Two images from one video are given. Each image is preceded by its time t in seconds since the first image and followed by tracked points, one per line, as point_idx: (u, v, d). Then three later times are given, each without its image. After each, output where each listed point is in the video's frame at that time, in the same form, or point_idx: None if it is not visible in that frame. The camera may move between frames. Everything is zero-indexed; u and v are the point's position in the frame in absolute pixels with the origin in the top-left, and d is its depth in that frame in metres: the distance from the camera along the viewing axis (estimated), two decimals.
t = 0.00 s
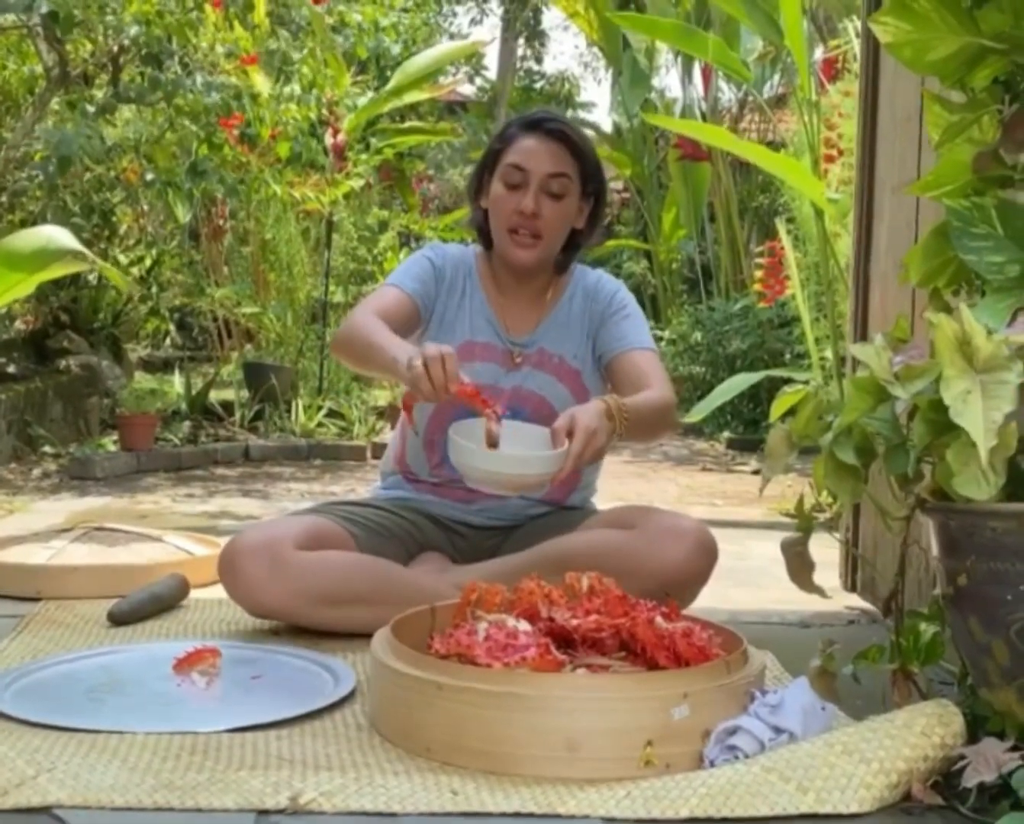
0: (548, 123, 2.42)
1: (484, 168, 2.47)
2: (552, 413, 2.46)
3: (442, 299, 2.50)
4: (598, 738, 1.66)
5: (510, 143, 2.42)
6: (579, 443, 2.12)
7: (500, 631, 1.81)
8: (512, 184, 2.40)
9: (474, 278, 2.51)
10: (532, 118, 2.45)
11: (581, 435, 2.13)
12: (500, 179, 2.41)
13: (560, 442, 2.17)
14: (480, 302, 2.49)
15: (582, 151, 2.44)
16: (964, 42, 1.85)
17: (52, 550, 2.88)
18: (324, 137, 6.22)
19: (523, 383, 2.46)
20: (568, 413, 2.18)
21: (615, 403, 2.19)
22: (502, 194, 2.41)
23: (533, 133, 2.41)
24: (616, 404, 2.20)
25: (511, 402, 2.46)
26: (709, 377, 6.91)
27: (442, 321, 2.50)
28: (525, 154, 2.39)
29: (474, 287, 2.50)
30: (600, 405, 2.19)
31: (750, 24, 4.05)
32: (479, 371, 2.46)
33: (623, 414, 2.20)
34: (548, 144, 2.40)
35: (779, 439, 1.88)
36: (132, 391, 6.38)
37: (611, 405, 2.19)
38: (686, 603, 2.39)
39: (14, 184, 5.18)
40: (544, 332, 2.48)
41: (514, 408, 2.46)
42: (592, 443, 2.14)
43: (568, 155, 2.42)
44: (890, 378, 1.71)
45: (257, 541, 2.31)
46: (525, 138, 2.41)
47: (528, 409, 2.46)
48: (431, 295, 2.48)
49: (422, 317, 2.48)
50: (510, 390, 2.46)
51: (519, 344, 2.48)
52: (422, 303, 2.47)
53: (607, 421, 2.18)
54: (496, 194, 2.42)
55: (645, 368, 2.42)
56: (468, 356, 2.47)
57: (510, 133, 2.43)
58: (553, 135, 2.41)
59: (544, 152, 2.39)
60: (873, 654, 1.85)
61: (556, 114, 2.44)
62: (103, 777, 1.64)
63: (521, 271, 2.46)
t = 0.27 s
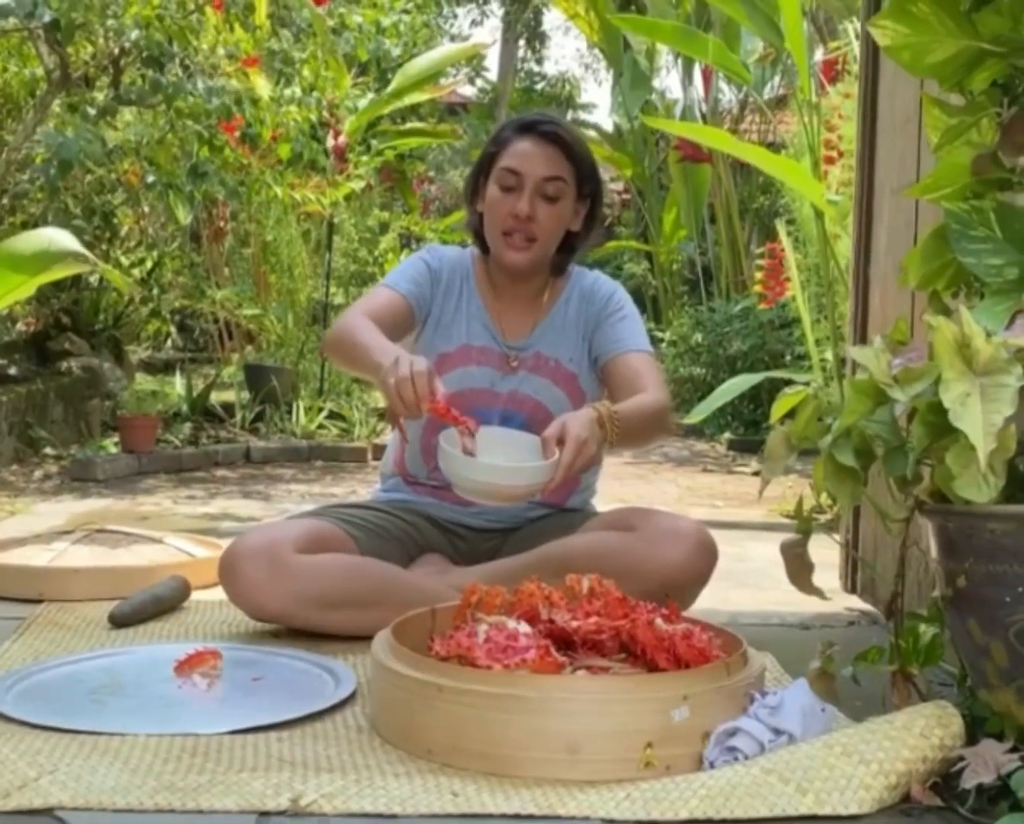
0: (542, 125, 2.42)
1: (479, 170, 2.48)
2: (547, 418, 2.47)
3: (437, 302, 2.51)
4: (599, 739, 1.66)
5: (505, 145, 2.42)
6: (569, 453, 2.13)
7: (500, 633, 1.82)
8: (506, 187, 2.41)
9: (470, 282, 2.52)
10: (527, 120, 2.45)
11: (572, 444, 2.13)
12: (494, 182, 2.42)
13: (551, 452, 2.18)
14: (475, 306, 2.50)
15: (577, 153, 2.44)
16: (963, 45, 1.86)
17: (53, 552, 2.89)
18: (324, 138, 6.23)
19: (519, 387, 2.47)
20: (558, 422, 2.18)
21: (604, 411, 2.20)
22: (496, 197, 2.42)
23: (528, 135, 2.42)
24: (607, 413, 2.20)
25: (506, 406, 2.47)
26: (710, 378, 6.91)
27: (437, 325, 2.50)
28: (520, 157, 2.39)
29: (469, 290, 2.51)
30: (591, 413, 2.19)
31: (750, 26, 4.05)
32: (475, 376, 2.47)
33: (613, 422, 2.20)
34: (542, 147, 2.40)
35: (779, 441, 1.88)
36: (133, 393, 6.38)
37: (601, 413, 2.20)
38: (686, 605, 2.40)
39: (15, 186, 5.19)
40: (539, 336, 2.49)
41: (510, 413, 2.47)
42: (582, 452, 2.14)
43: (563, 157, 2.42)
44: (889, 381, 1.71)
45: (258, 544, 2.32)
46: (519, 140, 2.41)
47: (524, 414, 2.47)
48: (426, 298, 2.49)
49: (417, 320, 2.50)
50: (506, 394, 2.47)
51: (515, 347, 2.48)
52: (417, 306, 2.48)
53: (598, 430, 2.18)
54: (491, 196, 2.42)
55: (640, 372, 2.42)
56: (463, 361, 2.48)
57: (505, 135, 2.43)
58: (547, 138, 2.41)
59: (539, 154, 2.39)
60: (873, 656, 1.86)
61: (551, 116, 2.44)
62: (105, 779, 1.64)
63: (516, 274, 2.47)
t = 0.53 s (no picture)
0: (535, 121, 2.44)
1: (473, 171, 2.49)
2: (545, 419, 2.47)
3: (433, 304, 2.51)
4: (601, 740, 1.67)
5: (499, 143, 2.44)
6: (570, 450, 2.13)
7: (502, 634, 1.82)
8: (502, 183, 2.42)
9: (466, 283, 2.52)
10: (520, 118, 2.46)
11: (573, 441, 2.13)
12: (489, 180, 2.43)
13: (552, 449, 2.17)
14: (471, 307, 2.51)
15: (572, 148, 2.45)
16: (963, 46, 1.86)
17: (55, 553, 2.89)
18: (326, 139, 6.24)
19: (517, 389, 2.47)
20: (560, 419, 2.18)
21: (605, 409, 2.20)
22: (492, 194, 2.42)
23: (521, 132, 2.43)
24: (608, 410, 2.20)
25: (504, 409, 2.46)
26: (711, 379, 6.92)
27: (434, 326, 2.51)
28: (515, 153, 2.40)
29: (465, 291, 2.52)
30: (593, 411, 2.19)
31: (751, 26, 4.05)
32: (473, 378, 2.47)
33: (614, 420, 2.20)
34: (536, 142, 2.41)
35: (781, 443, 1.89)
36: (135, 394, 6.39)
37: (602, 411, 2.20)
38: (688, 605, 2.40)
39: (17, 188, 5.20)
40: (536, 336, 2.49)
41: (509, 415, 2.47)
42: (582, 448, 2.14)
43: (558, 153, 2.43)
44: (890, 382, 1.71)
45: (260, 543, 2.32)
46: (513, 137, 2.42)
47: (522, 416, 2.47)
48: (422, 300, 2.50)
49: (412, 321, 2.50)
50: (504, 396, 2.47)
51: (511, 348, 2.48)
52: (413, 307, 2.48)
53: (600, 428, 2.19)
54: (487, 194, 2.43)
55: (639, 372, 2.42)
56: (461, 363, 2.48)
57: (498, 134, 2.45)
58: (541, 133, 2.42)
59: (534, 150, 2.40)
60: (874, 656, 1.86)
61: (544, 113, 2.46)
62: (107, 780, 1.64)
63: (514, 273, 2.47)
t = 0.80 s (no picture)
0: (531, 120, 2.44)
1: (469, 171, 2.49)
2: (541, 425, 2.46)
3: (425, 304, 2.51)
4: (604, 739, 1.66)
5: (495, 143, 2.44)
6: (575, 437, 2.12)
7: (504, 633, 1.81)
8: (498, 183, 2.41)
9: (458, 284, 2.52)
10: (516, 117, 2.46)
11: (578, 429, 2.12)
12: (486, 180, 2.42)
13: (555, 435, 2.17)
14: (464, 308, 2.50)
15: (569, 147, 2.45)
16: (966, 44, 1.85)
17: (56, 553, 2.89)
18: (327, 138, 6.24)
19: (512, 394, 2.46)
20: (566, 407, 2.18)
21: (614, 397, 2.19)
22: (489, 194, 2.42)
23: (518, 131, 2.43)
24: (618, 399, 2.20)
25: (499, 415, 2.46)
26: (713, 378, 6.91)
27: (425, 328, 2.51)
28: (512, 152, 2.40)
29: (457, 292, 2.51)
30: (601, 399, 2.19)
31: (753, 24, 4.05)
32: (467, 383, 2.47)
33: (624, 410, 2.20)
34: (533, 141, 2.41)
35: (784, 440, 1.88)
36: (136, 393, 6.39)
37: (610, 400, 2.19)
38: (690, 606, 2.40)
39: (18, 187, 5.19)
40: (531, 340, 2.48)
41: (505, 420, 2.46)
42: (587, 436, 2.13)
43: (555, 151, 2.43)
44: (894, 380, 1.71)
45: (263, 544, 2.32)
46: (509, 136, 2.42)
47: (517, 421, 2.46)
48: (413, 300, 2.50)
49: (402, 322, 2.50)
50: (499, 402, 2.46)
51: (507, 353, 2.48)
52: (403, 308, 2.49)
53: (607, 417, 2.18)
54: (483, 194, 2.42)
55: (640, 374, 2.42)
56: (454, 368, 2.48)
57: (493, 134, 2.45)
58: (537, 132, 2.42)
59: (530, 149, 2.40)
60: (877, 655, 1.85)
61: (540, 112, 2.46)
62: (109, 780, 1.64)
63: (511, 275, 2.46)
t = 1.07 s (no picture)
0: (530, 126, 2.43)
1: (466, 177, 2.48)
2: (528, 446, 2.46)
3: (415, 305, 2.51)
4: (604, 738, 1.66)
5: (493, 150, 2.43)
6: (576, 434, 2.10)
7: (505, 631, 1.81)
8: (495, 191, 2.40)
9: (452, 288, 2.51)
10: (514, 122, 2.45)
11: (580, 425, 2.11)
12: (482, 187, 2.41)
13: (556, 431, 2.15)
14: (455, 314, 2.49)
15: (568, 155, 2.44)
16: (968, 39, 1.85)
17: (57, 550, 2.88)
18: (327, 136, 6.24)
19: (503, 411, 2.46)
20: (568, 402, 2.16)
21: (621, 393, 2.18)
22: (485, 202, 2.41)
23: (516, 139, 2.42)
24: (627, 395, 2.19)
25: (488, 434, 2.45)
26: (715, 375, 6.90)
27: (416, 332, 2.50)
28: (509, 159, 2.39)
29: (449, 296, 2.50)
30: (607, 396, 2.17)
31: (754, 20, 4.04)
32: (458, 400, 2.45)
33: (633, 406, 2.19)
34: (530, 148, 2.40)
35: (785, 438, 1.88)
36: (137, 391, 6.38)
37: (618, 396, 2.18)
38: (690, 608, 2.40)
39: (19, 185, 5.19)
40: (527, 352, 2.48)
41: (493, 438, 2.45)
42: (588, 433, 2.12)
43: (554, 159, 2.42)
44: (896, 377, 1.71)
45: (262, 553, 2.31)
46: (507, 143, 2.41)
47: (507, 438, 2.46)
48: (404, 301, 2.50)
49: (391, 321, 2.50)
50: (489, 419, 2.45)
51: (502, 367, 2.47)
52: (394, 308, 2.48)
53: (615, 414, 2.17)
54: (479, 202, 2.41)
55: (642, 377, 2.41)
56: (445, 382, 2.45)
57: (490, 139, 2.44)
58: (536, 139, 2.41)
59: (529, 157, 2.39)
60: (879, 653, 1.85)
61: (539, 119, 2.45)
62: (109, 779, 1.64)
63: (507, 286, 2.45)
